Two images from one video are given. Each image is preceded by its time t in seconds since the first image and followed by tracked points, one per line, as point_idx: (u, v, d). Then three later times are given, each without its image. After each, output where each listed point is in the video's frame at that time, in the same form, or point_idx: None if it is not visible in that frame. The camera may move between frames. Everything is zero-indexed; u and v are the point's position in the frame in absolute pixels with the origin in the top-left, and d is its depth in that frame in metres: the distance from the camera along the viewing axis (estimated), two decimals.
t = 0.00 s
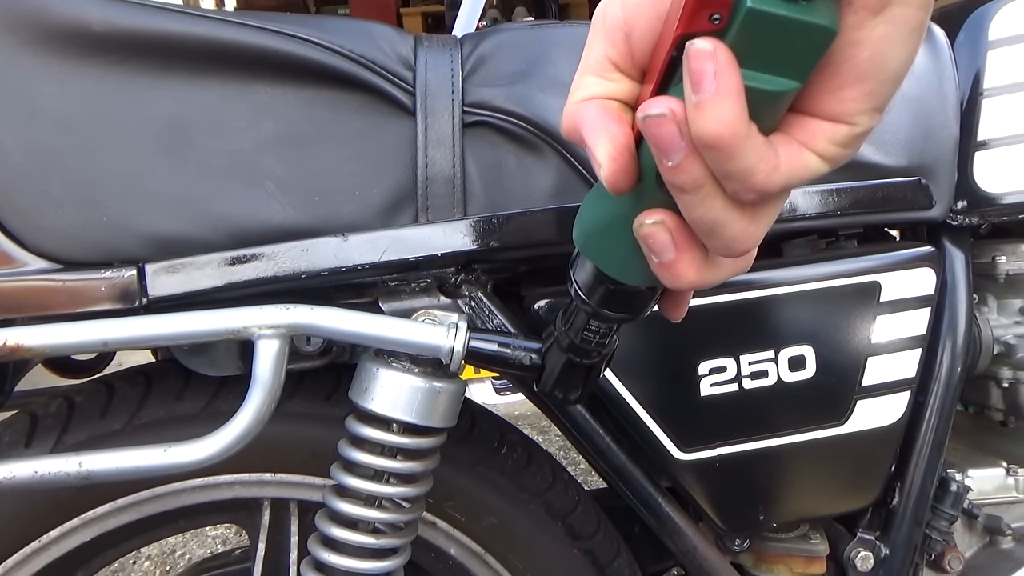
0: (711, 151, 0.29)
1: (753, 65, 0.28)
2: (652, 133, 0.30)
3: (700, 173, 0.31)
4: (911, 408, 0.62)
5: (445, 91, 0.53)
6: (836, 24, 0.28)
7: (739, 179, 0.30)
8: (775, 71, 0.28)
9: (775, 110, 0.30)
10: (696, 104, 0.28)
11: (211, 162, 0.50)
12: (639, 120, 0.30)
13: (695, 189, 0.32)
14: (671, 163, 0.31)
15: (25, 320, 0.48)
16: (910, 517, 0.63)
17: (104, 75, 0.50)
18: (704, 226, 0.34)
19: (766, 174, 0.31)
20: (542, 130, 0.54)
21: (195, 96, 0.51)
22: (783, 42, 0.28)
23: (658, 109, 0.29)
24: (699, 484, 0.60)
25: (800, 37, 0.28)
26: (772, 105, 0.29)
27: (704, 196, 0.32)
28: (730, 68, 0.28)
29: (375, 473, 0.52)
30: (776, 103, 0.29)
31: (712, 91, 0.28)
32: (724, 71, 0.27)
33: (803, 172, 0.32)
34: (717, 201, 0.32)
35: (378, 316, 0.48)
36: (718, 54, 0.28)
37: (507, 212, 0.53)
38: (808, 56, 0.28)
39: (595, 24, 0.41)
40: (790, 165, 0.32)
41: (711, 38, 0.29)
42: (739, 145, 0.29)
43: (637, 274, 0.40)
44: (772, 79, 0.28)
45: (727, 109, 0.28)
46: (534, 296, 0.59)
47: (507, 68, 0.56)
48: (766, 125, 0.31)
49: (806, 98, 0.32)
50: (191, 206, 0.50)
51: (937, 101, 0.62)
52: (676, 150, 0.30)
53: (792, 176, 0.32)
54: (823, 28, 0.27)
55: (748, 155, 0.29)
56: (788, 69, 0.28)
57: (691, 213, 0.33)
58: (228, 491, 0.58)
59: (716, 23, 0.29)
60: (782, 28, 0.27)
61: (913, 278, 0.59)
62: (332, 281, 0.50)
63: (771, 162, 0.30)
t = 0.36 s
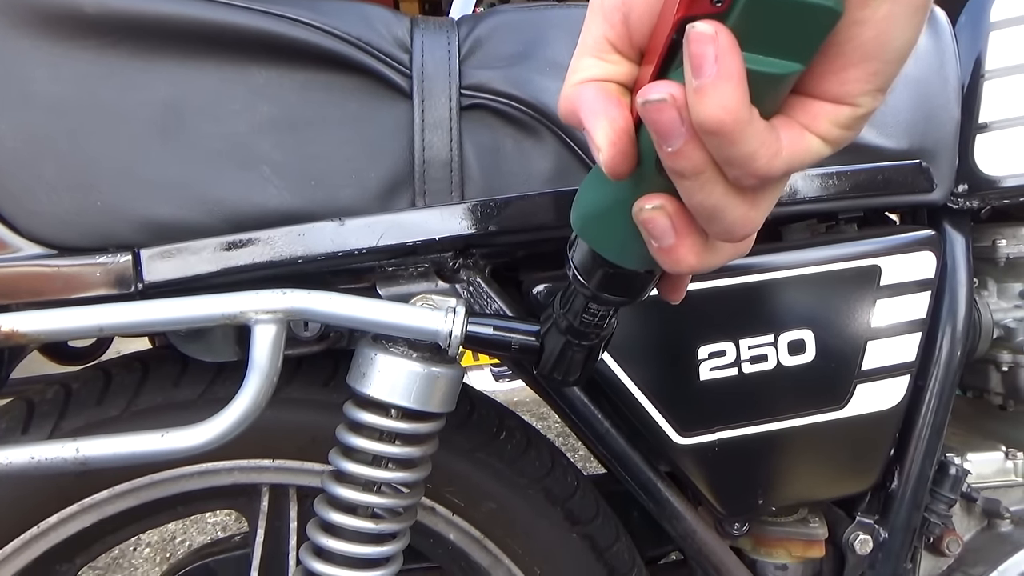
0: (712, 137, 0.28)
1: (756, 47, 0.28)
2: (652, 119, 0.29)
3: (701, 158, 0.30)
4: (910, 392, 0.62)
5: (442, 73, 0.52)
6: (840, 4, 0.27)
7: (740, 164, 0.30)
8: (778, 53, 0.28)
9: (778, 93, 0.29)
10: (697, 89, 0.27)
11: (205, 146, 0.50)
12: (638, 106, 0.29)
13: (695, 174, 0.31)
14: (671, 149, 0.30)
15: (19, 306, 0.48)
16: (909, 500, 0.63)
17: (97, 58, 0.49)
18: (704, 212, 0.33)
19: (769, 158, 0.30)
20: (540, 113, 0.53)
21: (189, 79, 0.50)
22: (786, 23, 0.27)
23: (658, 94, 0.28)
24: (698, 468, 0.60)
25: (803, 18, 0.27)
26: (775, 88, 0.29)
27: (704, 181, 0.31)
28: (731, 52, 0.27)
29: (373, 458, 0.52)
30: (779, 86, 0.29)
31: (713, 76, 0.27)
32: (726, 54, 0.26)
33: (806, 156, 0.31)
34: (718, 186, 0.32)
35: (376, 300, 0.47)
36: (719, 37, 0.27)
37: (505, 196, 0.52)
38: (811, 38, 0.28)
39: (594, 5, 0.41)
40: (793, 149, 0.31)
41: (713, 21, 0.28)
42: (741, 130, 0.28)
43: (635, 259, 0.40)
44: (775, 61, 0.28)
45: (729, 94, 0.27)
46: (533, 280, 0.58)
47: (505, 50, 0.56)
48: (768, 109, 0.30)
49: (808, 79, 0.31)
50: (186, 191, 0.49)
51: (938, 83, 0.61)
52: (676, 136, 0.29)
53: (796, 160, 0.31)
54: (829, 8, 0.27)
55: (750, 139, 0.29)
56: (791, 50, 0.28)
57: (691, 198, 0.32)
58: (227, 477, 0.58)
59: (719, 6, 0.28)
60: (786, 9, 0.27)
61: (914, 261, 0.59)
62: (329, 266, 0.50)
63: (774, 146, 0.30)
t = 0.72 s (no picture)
0: (695, 115, 0.28)
1: (739, 25, 0.27)
2: (635, 97, 0.28)
3: (684, 138, 0.30)
4: (901, 378, 0.62)
5: (430, 57, 0.52)
6: None
7: (724, 145, 0.29)
8: (760, 31, 0.27)
9: (761, 74, 0.28)
10: (679, 66, 0.27)
11: (190, 131, 0.49)
12: (621, 84, 0.29)
13: (679, 155, 0.31)
14: (655, 129, 0.29)
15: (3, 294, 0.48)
16: (899, 486, 0.63)
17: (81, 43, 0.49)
18: (689, 194, 0.32)
19: (754, 139, 0.29)
20: (529, 97, 0.53)
21: (174, 63, 0.50)
22: None
23: (641, 72, 0.28)
24: (688, 454, 0.60)
25: None
26: (759, 69, 0.28)
27: (688, 162, 0.31)
28: (714, 28, 0.26)
29: (362, 446, 0.51)
30: (762, 67, 0.28)
31: (696, 53, 0.26)
32: (709, 30, 0.26)
33: (792, 137, 0.31)
34: (702, 166, 0.31)
35: (363, 287, 0.47)
36: (702, 13, 0.26)
37: (494, 181, 0.52)
38: (796, 16, 0.27)
39: None
40: (779, 129, 0.30)
41: None
42: (724, 109, 0.28)
43: (620, 243, 0.39)
44: (758, 39, 0.27)
45: (712, 72, 0.26)
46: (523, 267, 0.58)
47: (494, 34, 0.55)
48: (753, 89, 0.29)
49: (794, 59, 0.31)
50: (171, 176, 0.49)
51: (931, 68, 0.61)
52: (660, 116, 0.29)
53: (781, 141, 0.31)
54: None
55: (734, 118, 0.28)
56: (776, 29, 0.27)
57: (675, 179, 0.32)
58: (217, 465, 0.58)
59: None
60: None
61: (905, 247, 0.59)
62: (317, 252, 0.49)
63: (758, 126, 0.29)
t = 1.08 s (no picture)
0: (698, 109, 0.28)
1: (740, 17, 0.27)
2: (637, 91, 0.28)
3: (686, 132, 0.30)
4: (895, 367, 0.62)
5: (422, 48, 0.52)
6: None
7: (726, 138, 0.29)
8: (763, 24, 0.27)
9: (763, 65, 0.28)
10: (682, 60, 0.26)
11: (181, 123, 0.49)
12: (622, 78, 0.29)
13: (680, 148, 0.30)
14: (656, 123, 0.29)
15: None
16: (893, 475, 0.64)
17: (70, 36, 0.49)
18: (691, 187, 0.32)
19: (756, 132, 0.29)
20: (523, 87, 0.52)
21: (164, 54, 0.49)
22: None
23: (643, 66, 0.28)
24: (683, 445, 0.60)
25: None
26: (761, 61, 0.28)
27: (690, 155, 0.31)
28: (717, 22, 0.26)
29: (358, 439, 0.51)
30: (764, 59, 0.28)
31: (699, 47, 0.26)
32: (712, 24, 0.26)
33: (793, 129, 0.31)
34: (704, 159, 0.31)
35: (357, 279, 0.47)
36: (705, 7, 0.26)
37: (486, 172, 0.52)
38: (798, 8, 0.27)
39: None
40: (780, 121, 0.30)
41: None
42: (727, 103, 0.27)
43: (617, 235, 0.39)
44: (759, 31, 0.27)
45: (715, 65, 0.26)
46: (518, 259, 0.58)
47: (486, 25, 0.55)
48: (754, 82, 0.29)
49: (795, 51, 0.31)
50: (162, 169, 0.48)
51: (925, 57, 0.61)
52: (662, 110, 0.29)
53: (783, 133, 0.31)
54: None
55: (737, 111, 0.28)
56: (777, 21, 0.27)
57: (676, 172, 0.32)
58: (211, 458, 0.58)
59: None
60: None
61: (899, 237, 0.59)
62: (310, 245, 0.49)
63: (760, 119, 0.29)
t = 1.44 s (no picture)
0: (705, 103, 0.27)
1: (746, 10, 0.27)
2: (644, 85, 0.28)
3: (692, 125, 0.29)
4: (890, 360, 0.62)
5: (417, 41, 0.51)
6: None
7: (733, 130, 0.29)
8: (768, 16, 0.27)
9: (769, 58, 0.28)
10: (690, 53, 0.26)
11: (174, 116, 0.48)
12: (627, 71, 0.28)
13: (686, 141, 0.30)
14: (662, 116, 0.29)
15: None
16: (888, 467, 0.64)
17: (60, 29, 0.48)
18: (696, 179, 0.32)
19: (762, 123, 0.29)
20: (518, 80, 0.52)
21: (157, 47, 0.49)
22: None
23: (650, 59, 0.27)
24: (679, 438, 0.60)
25: None
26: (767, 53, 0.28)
27: (696, 149, 0.31)
28: (725, 14, 0.26)
29: (353, 433, 0.51)
30: (770, 52, 0.28)
31: (707, 40, 0.26)
32: (720, 17, 0.26)
33: (799, 120, 0.31)
34: (710, 152, 0.31)
35: (353, 273, 0.46)
36: None
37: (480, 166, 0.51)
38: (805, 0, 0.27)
39: None
40: (786, 113, 0.30)
41: None
42: (734, 95, 0.27)
43: (617, 227, 0.39)
44: (765, 23, 0.27)
45: (723, 58, 0.26)
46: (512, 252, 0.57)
47: (481, 17, 0.55)
48: (760, 74, 0.29)
49: (801, 42, 0.30)
50: (154, 163, 0.48)
51: (920, 50, 0.61)
52: (667, 103, 0.28)
53: (789, 125, 0.30)
54: None
55: (744, 104, 0.28)
56: (784, 13, 0.27)
57: (682, 165, 0.32)
58: (206, 454, 0.58)
59: None
60: None
61: (894, 230, 0.59)
62: (305, 239, 0.49)
63: (767, 111, 0.29)
